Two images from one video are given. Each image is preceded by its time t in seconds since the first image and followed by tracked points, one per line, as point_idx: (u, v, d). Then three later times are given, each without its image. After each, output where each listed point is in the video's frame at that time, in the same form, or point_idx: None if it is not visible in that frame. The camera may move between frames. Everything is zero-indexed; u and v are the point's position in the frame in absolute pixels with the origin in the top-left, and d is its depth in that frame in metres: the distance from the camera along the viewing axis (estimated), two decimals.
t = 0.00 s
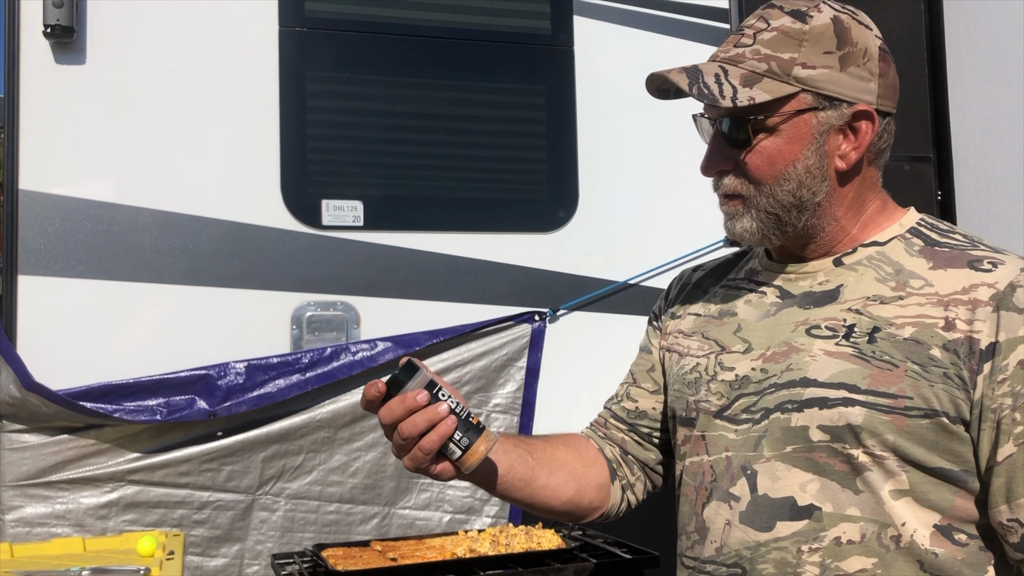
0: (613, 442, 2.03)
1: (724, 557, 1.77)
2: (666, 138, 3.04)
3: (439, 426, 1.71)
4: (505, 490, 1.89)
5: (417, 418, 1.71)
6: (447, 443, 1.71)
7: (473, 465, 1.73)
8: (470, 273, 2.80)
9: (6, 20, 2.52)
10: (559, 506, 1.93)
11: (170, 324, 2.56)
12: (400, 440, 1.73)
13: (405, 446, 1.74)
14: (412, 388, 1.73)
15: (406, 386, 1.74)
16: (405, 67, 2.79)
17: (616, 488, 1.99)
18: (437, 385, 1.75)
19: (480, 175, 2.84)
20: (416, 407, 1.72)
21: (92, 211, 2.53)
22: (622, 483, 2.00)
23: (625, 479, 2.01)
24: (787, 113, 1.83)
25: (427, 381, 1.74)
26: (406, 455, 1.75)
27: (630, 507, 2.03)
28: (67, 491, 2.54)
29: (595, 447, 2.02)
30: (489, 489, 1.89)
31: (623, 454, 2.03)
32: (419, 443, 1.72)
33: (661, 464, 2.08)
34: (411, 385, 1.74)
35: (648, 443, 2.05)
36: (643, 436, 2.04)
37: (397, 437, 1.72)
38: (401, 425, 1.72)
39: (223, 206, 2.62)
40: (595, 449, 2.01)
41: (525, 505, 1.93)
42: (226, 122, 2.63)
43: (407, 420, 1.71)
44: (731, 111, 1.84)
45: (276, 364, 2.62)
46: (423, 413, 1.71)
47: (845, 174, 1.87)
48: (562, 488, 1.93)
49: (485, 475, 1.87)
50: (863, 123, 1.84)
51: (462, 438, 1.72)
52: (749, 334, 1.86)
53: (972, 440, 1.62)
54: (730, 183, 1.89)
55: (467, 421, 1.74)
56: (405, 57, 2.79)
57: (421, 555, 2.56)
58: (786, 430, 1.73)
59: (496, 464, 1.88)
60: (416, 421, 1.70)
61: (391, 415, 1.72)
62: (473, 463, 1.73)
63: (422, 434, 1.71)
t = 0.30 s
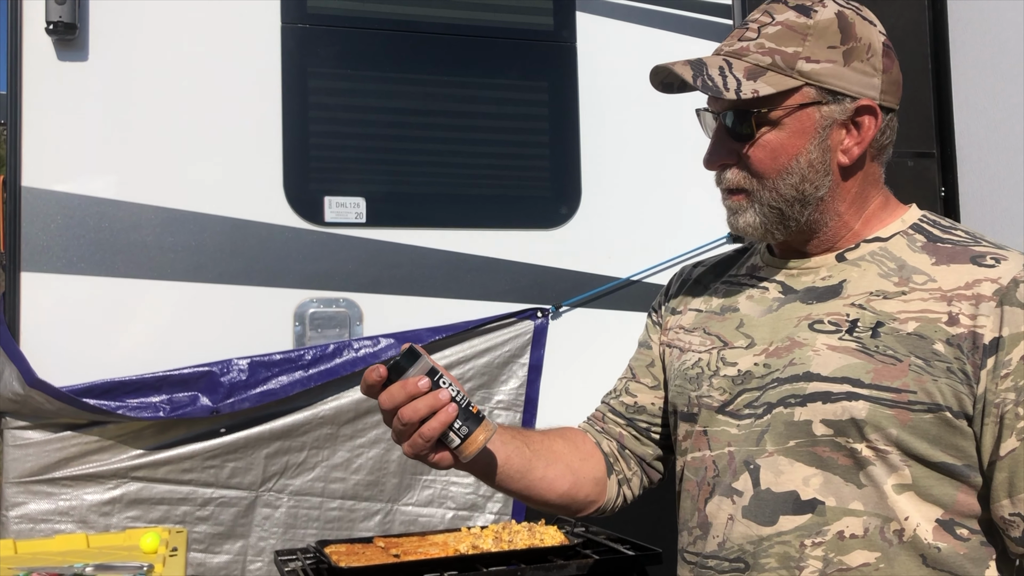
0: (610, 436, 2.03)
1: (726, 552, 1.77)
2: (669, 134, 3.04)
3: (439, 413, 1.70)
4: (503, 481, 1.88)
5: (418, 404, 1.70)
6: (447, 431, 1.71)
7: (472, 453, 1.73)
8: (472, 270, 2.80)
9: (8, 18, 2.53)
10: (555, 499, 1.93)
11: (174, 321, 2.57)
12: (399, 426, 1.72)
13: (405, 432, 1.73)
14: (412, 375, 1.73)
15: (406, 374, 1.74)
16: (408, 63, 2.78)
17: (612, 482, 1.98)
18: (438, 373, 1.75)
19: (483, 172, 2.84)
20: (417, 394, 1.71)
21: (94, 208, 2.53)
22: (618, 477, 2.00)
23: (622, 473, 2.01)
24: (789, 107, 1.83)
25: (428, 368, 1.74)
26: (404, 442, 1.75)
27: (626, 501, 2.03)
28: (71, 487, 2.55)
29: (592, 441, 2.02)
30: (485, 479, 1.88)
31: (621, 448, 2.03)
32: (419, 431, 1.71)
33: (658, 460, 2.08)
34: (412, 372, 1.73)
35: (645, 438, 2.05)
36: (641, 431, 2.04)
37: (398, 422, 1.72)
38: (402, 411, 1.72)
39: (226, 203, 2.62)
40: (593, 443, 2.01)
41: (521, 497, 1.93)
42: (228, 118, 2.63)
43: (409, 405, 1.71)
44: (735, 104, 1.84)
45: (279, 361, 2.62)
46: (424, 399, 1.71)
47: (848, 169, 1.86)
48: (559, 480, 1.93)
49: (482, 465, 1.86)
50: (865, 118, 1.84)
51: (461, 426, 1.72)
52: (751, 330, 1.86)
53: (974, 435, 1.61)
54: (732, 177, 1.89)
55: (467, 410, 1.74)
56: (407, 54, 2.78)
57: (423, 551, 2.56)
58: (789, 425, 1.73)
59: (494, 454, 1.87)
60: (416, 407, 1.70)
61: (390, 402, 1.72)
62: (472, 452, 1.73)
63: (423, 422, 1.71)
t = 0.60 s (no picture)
0: (608, 433, 2.03)
1: (725, 548, 1.76)
2: (670, 133, 3.04)
3: (439, 406, 1.70)
4: (499, 475, 1.89)
5: (419, 396, 1.70)
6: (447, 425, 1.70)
7: (470, 448, 1.72)
8: (473, 268, 2.80)
9: (10, 17, 2.53)
10: (551, 494, 1.93)
11: (175, 319, 2.57)
12: (400, 418, 1.72)
13: (405, 425, 1.73)
14: (413, 368, 1.73)
15: (408, 366, 1.74)
16: (408, 62, 2.78)
17: (610, 480, 1.98)
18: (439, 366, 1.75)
19: (483, 170, 2.84)
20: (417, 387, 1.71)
21: (94, 206, 2.53)
22: (616, 475, 2.00)
23: (620, 470, 2.01)
24: (786, 104, 1.82)
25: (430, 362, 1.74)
26: (404, 434, 1.75)
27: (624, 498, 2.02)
28: (72, 485, 2.55)
29: (591, 438, 2.01)
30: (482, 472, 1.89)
31: (619, 445, 2.03)
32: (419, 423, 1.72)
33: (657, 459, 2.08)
34: (413, 365, 1.74)
35: (644, 436, 2.05)
36: (640, 429, 2.04)
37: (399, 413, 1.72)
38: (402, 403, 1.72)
39: (227, 202, 2.62)
40: (591, 439, 2.01)
41: (518, 491, 1.93)
42: (230, 117, 2.63)
43: (410, 397, 1.71)
44: (733, 101, 1.85)
45: (279, 359, 2.61)
46: (425, 391, 1.71)
47: (845, 167, 1.86)
48: (556, 476, 1.93)
49: (479, 459, 1.87)
50: (862, 117, 1.83)
51: (460, 420, 1.71)
52: (750, 328, 1.85)
53: (971, 432, 1.61)
54: (729, 173, 1.89)
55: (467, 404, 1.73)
56: (408, 52, 2.78)
57: (423, 550, 2.56)
58: (786, 422, 1.73)
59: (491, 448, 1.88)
60: (417, 401, 1.70)
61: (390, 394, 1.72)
62: (470, 446, 1.72)
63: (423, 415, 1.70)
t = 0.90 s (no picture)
0: (605, 432, 2.03)
1: (720, 547, 1.76)
2: (668, 133, 3.04)
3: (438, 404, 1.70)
4: (495, 474, 1.89)
5: (417, 395, 1.70)
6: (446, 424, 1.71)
7: (467, 446, 1.73)
8: (470, 268, 2.80)
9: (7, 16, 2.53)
10: (548, 492, 1.93)
11: (172, 319, 2.57)
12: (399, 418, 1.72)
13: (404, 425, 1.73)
14: (410, 366, 1.73)
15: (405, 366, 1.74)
16: (406, 61, 2.78)
17: (606, 478, 1.98)
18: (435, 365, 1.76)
19: (481, 170, 2.84)
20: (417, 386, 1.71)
21: (90, 205, 2.53)
22: (612, 473, 2.00)
23: (616, 469, 2.01)
24: (780, 106, 1.83)
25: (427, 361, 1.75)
26: (402, 433, 1.74)
27: (620, 497, 2.02)
28: (68, 485, 2.55)
29: (588, 437, 2.01)
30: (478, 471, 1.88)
31: (615, 444, 2.03)
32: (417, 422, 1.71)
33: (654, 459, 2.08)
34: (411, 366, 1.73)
35: (640, 435, 2.05)
36: (636, 428, 2.04)
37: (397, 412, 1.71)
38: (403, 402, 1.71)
39: (224, 201, 2.62)
40: (588, 438, 2.01)
41: (515, 489, 1.93)
42: (227, 116, 2.63)
43: (408, 396, 1.71)
44: (727, 103, 1.85)
45: (276, 359, 2.62)
46: (423, 389, 1.71)
47: (838, 168, 1.86)
48: (552, 474, 1.93)
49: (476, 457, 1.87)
50: (855, 118, 1.83)
51: (458, 418, 1.72)
52: (746, 329, 1.85)
53: (964, 432, 1.61)
54: (724, 174, 1.89)
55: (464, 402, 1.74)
56: (405, 52, 2.78)
57: (420, 550, 2.56)
58: (781, 422, 1.73)
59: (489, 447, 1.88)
60: (419, 403, 1.70)
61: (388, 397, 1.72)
62: (467, 444, 1.73)
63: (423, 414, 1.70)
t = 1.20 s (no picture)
0: (603, 436, 2.04)
1: (714, 548, 1.77)
2: (663, 134, 3.05)
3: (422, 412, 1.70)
4: (494, 475, 1.89)
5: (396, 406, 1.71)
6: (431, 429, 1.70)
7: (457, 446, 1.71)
8: (465, 268, 2.80)
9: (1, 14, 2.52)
10: (549, 494, 1.93)
11: (166, 319, 2.56)
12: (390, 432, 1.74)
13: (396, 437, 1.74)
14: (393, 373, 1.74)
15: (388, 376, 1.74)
16: (401, 62, 2.78)
17: (606, 481, 1.98)
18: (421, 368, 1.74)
19: (476, 171, 2.84)
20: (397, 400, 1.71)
21: (85, 205, 2.52)
22: (611, 477, 2.00)
23: (615, 472, 2.01)
24: (773, 116, 1.84)
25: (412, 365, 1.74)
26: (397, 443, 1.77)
27: (620, 501, 2.02)
28: (62, 485, 2.54)
29: (586, 440, 2.03)
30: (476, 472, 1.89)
31: (613, 448, 2.04)
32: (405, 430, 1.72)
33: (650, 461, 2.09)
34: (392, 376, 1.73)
35: (638, 438, 2.06)
36: (632, 431, 2.05)
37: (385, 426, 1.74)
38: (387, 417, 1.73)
39: (219, 200, 2.61)
40: (586, 441, 2.02)
41: (517, 492, 1.93)
42: (222, 116, 2.63)
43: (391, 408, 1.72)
44: (719, 113, 1.86)
45: (270, 360, 2.61)
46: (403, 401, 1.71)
47: (831, 178, 1.86)
48: (552, 476, 1.93)
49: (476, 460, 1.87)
50: (849, 130, 1.83)
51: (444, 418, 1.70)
52: (741, 330, 1.86)
53: (959, 432, 1.62)
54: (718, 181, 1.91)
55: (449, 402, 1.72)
56: (400, 53, 2.78)
57: (415, 550, 2.56)
58: (778, 423, 1.73)
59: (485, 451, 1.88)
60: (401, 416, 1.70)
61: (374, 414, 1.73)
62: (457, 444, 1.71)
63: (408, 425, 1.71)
